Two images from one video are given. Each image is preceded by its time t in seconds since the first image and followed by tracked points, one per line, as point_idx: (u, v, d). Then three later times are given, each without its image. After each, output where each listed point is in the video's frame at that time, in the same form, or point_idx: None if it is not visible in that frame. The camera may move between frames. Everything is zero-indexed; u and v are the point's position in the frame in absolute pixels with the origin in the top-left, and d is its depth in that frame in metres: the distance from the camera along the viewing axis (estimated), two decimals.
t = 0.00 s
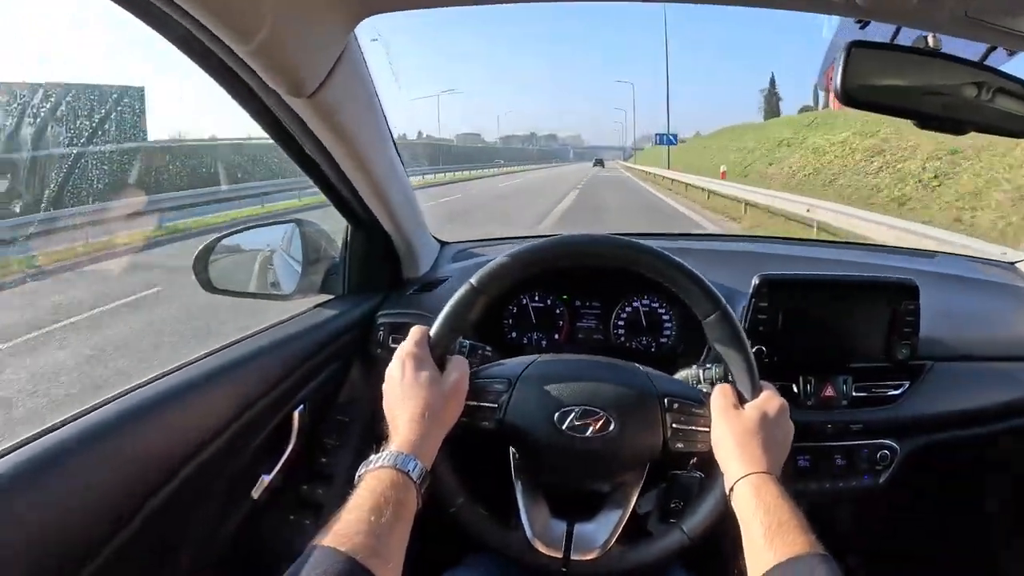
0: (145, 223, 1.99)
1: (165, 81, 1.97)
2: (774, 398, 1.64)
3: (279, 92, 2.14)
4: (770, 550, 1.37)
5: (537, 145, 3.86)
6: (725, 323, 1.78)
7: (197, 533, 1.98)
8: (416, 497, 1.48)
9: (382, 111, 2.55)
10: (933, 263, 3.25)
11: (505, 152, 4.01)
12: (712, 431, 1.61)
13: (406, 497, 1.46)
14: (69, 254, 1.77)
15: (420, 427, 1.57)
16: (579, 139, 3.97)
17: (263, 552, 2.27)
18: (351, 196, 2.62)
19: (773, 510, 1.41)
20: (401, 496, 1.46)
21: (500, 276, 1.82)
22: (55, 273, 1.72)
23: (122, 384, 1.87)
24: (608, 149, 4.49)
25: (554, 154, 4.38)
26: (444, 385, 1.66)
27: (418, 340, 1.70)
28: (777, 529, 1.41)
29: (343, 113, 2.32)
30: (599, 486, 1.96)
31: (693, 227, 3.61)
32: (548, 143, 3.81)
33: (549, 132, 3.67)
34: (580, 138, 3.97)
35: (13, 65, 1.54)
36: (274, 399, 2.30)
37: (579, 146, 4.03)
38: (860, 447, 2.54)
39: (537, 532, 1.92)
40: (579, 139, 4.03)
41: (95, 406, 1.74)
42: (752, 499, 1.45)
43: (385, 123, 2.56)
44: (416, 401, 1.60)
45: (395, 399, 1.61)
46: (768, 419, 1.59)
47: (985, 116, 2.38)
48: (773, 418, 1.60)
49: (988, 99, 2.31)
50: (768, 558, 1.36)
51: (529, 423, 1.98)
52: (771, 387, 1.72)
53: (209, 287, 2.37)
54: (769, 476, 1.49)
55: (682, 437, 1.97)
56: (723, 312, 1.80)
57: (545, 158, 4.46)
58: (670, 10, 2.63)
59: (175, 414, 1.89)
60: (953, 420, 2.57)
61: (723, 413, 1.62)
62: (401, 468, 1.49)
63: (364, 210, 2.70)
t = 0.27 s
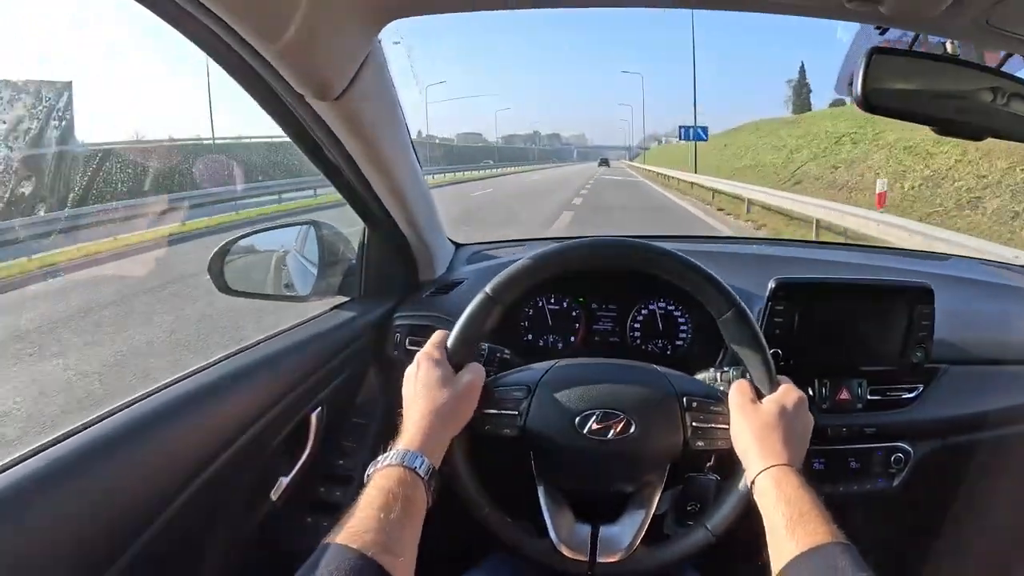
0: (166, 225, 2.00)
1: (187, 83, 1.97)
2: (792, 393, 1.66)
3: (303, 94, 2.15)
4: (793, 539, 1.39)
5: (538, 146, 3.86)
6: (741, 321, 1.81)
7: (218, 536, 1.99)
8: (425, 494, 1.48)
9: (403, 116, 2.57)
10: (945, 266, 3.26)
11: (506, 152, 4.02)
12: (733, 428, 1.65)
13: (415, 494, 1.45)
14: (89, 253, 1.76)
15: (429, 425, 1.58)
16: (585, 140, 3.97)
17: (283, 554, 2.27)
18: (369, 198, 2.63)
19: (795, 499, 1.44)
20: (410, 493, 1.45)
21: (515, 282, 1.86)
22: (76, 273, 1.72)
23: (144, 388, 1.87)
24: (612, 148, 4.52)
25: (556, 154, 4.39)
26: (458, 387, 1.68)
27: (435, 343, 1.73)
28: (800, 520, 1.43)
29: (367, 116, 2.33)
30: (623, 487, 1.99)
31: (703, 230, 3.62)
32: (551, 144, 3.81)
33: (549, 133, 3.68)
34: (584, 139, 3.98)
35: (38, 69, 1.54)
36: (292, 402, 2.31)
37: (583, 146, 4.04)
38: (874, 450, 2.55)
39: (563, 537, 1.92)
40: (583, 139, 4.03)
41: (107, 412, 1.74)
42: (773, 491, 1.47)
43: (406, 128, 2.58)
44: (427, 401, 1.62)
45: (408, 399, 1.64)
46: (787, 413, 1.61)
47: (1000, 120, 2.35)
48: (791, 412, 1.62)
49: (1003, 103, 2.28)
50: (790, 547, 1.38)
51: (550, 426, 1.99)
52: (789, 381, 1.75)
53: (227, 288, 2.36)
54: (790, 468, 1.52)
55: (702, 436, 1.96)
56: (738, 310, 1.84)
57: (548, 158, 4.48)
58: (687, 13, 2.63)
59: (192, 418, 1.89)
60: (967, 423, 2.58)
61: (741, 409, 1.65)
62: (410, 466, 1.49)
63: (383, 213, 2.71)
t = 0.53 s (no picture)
0: (163, 218, 1.97)
1: (188, 74, 1.94)
2: (800, 382, 1.65)
3: (308, 85, 2.11)
4: (804, 533, 1.39)
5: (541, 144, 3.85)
6: (748, 314, 1.79)
7: (216, 535, 1.96)
8: (431, 502, 1.46)
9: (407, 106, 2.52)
10: (954, 267, 3.23)
11: (508, 151, 3.99)
12: (742, 421, 1.64)
13: (421, 501, 1.44)
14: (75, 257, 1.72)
15: (434, 429, 1.56)
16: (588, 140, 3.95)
17: (283, 553, 2.24)
18: (374, 193, 2.60)
19: (806, 493, 1.44)
20: (416, 500, 1.43)
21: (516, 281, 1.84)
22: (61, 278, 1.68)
23: (141, 385, 1.84)
24: (615, 148, 4.51)
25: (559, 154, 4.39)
26: (462, 392, 1.65)
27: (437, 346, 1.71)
28: (812, 513, 1.43)
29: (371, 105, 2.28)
30: (633, 488, 1.96)
31: (708, 231, 3.59)
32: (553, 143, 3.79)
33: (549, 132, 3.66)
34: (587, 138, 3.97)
35: (33, 55, 1.50)
36: (292, 399, 2.28)
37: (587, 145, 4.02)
38: (884, 452, 2.52)
39: (575, 542, 1.89)
40: (586, 139, 4.01)
41: (102, 408, 1.70)
42: (784, 484, 1.47)
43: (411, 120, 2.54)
44: (432, 407, 1.59)
45: (411, 402, 1.61)
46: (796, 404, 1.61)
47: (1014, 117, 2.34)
48: (801, 404, 1.62)
49: (1015, 102, 2.29)
50: (800, 541, 1.39)
51: (556, 426, 1.97)
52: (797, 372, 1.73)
53: (228, 284, 2.33)
54: (801, 460, 1.51)
55: (712, 432, 1.97)
56: (744, 303, 1.81)
57: (550, 158, 4.47)
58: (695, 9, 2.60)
59: (189, 414, 1.86)
60: (976, 427, 2.55)
61: (750, 403, 1.65)
62: (416, 472, 1.46)
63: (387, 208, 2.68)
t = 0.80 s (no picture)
0: (148, 218, 1.97)
1: (174, 75, 1.93)
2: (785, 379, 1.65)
3: (293, 85, 2.12)
4: (788, 529, 1.38)
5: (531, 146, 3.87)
6: (729, 310, 1.83)
7: (200, 535, 1.95)
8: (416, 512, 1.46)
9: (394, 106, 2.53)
10: (946, 269, 3.22)
11: (500, 153, 4.00)
12: (727, 419, 1.65)
13: (406, 512, 1.44)
14: (66, 254, 1.72)
15: (419, 438, 1.56)
16: (580, 140, 3.96)
17: (269, 553, 2.24)
18: (363, 193, 2.61)
19: (791, 489, 1.43)
20: (401, 511, 1.44)
21: (498, 284, 1.85)
22: (52, 271, 1.69)
23: (124, 385, 1.84)
24: (609, 148, 4.53)
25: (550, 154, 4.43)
26: (446, 400, 1.65)
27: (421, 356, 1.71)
28: (797, 509, 1.43)
29: (358, 106, 2.28)
30: (621, 488, 1.97)
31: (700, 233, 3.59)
32: (546, 143, 3.79)
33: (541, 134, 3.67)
34: (580, 139, 3.97)
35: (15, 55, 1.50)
36: (279, 399, 2.28)
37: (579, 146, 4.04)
38: (872, 454, 2.52)
39: (561, 543, 1.89)
40: (580, 140, 4.01)
41: (83, 408, 1.70)
42: (767, 479, 1.47)
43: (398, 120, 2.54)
44: (416, 416, 1.59)
45: (396, 412, 1.61)
46: (781, 401, 1.61)
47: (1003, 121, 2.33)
48: (785, 400, 1.62)
49: (1006, 104, 2.26)
50: (784, 535, 1.38)
51: (541, 428, 1.97)
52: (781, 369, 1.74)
53: (218, 283, 2.33)
54: (786, 457, 1.51)
55: (699, 429, 1.97)
56: (725, 300, 1.83)
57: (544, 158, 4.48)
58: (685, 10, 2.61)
59: (172, 415, 1.85)
60: (964, 429, 2.55)
61: (735, 401, 1.66)
62: (400, 483, 1.47)
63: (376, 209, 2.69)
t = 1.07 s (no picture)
0: (138, 220, 1.96)
1: (165, 77, 1.93)
2: (773, 381, 1.67)
3: (283, 89, 2.12)
4: (777, 530, 1.39)
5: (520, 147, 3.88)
6: (719, 314, 1.84)
7: (191, 538, 1.95)
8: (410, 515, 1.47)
9: (384, 111, 2.53)
10: (934, 270, 3.25)
11: (490, 155, 4.01)
12: (717, 421, 1.67)
13: (400, 515, 1.44)
14: (59, 255, 1.72)
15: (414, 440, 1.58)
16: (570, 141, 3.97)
17: (259, 557, 2.23)
18: (353, 197, 2.61)
19: (779, 489, 1.44)
20: (395, 514, 1.44)
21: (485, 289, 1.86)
22: (45, 274, 1.68)
23: (114, 390, 1.84)
24: (600, 150, 4.55)
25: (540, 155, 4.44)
26: (438, 403, 1.66)
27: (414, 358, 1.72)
28: (786, 509, 1.44)
29: (348, 110, 2.28)
30: (611, 489, 1.97)
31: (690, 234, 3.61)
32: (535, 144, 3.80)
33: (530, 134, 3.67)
34: (570, 140, 3.98)
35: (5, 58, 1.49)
36: (269, 401, 2.27)
37: (568, 147, 4.06)
38: (860, 454, 2.53)
39: (552, 544, 1.91)
40: (571, 142, 4.03)
41: (73, 412, 1.69)
42: (756, 480, 1.48)
43: (388, 123, 2.54)
44: (410, 420, 1.60)
45: (390, 414, 1.62)
46: (770, 403, 1.62)
47: (988, 123, 2.37)
48: (775, 402, 1.63)
49: (993, 107, 2.31)
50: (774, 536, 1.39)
51: (531, 430, 1.98)
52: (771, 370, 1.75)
53: (208, 286, 2.33)
54: (775, 457, 1.52)
55: (688, 431, 1.99)
56: (713, 303, 1.85)
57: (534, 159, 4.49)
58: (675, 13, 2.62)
59: (162, 419, 1.85)
60: (952, 428, 2.57)
61: (725, 403, 1.67)
62: (394, 486, 1.47)
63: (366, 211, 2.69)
